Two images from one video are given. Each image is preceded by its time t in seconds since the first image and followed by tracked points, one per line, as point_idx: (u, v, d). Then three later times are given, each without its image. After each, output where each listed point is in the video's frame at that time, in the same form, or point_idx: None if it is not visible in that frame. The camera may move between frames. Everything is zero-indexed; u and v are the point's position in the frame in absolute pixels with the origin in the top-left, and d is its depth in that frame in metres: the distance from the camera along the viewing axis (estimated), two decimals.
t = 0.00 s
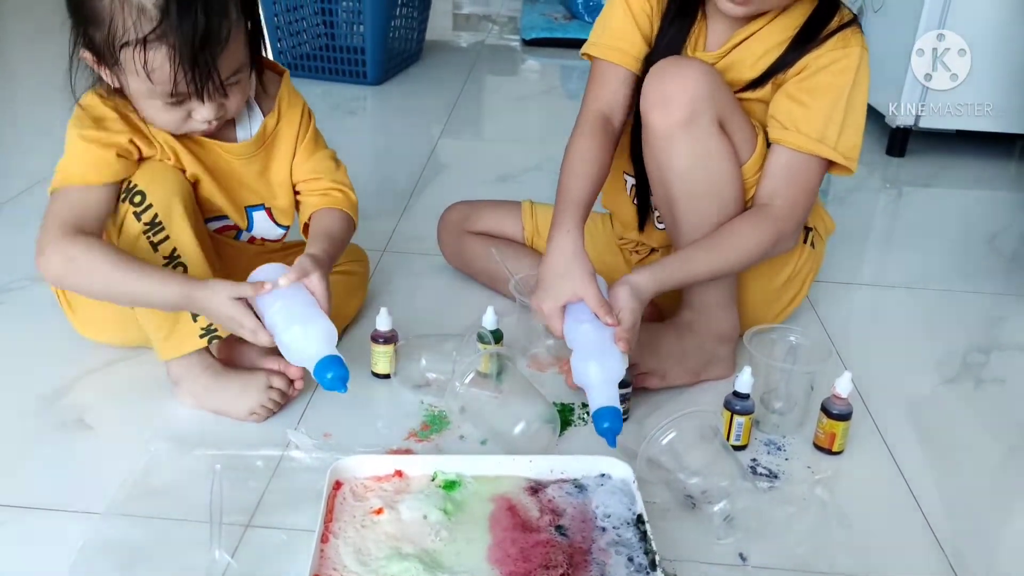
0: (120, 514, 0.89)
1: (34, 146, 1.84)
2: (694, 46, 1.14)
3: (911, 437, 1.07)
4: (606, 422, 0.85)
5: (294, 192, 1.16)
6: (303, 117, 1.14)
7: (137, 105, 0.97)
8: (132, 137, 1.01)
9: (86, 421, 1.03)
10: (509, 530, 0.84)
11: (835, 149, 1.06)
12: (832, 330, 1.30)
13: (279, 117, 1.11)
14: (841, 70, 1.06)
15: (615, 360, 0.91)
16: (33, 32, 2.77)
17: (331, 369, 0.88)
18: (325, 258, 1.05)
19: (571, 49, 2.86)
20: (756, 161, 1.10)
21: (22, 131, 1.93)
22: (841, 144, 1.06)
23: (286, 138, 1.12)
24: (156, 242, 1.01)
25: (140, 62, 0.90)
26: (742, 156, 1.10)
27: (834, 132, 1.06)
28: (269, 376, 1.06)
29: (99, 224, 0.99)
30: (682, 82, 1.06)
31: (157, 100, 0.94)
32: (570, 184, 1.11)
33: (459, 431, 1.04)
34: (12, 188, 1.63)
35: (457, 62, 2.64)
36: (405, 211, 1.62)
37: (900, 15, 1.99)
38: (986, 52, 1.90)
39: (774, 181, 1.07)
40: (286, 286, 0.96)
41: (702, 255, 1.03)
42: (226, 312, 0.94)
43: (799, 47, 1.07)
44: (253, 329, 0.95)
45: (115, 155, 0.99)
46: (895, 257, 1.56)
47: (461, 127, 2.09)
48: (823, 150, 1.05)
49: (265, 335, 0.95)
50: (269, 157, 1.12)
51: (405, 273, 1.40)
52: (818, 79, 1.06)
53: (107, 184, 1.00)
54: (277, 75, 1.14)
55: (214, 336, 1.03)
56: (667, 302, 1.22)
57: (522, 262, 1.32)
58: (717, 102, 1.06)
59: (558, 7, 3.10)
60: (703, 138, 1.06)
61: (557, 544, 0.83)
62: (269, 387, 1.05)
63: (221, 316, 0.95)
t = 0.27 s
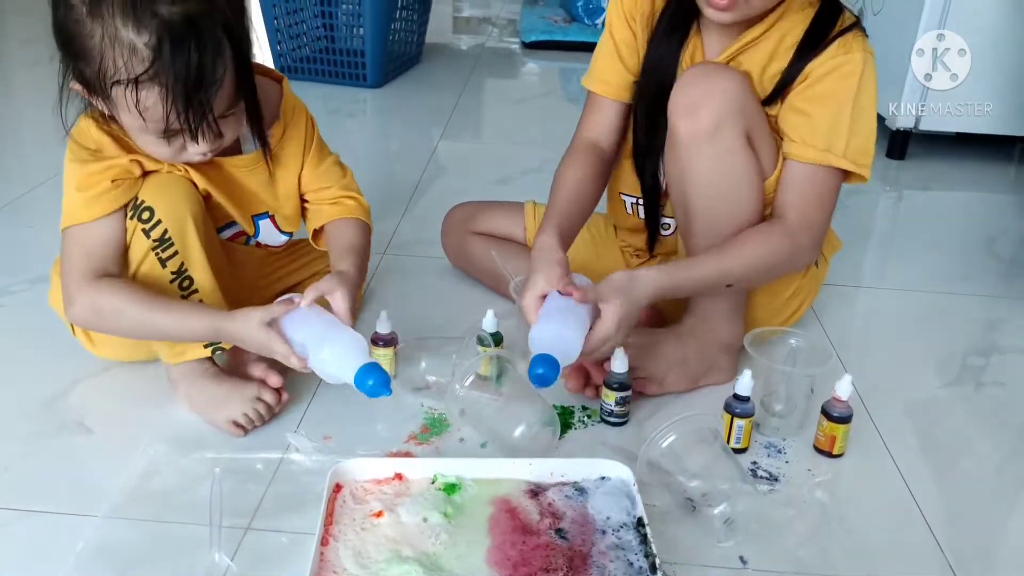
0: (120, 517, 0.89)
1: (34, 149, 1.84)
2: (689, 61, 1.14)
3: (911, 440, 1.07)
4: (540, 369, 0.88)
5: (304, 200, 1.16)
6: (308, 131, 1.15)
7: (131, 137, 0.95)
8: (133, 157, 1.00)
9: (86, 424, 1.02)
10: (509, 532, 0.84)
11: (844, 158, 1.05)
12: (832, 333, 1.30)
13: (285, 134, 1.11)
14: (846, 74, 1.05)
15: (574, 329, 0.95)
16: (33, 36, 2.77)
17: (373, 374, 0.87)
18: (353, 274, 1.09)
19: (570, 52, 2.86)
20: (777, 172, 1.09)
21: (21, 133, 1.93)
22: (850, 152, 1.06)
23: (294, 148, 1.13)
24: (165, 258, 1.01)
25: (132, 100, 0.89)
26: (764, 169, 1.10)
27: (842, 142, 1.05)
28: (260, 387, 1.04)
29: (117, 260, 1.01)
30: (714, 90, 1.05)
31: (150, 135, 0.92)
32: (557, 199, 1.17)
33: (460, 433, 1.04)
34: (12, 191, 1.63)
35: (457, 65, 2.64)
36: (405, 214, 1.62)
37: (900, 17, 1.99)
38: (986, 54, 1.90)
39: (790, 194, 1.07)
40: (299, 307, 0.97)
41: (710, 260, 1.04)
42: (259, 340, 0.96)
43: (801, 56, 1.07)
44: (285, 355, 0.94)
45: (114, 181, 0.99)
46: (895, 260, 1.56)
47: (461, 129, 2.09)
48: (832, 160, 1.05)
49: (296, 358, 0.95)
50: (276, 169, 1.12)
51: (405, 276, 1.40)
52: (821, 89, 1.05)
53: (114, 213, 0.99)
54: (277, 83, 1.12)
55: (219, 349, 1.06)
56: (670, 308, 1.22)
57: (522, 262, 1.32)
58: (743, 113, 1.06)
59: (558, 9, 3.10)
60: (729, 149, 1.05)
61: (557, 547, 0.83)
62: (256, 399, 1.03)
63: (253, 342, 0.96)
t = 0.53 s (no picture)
0: (120, 519, 0.89)
1: (35, 151, 1.84)
2: (675, 86, 1.13)
3: (912, 442, 1.07)
4: (540, 351, 0.89)
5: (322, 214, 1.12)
6: (324, 139, 1.11)
7: (146, 150, 0.91)
8: (155, 179, 0.96)
9: (85, 427, 1.02)
10: (509, 535, 0.84)
11: (844, 172, 1.05)
12: (832, 336, 1.30)
13: (302, 145, 1.08)
14: (839, 85, 1.03)
15: (576, 321, 0.96)
16: (33, 38, 2.77)
17: (412, 439, 0.83)
18: (371, 300, 1.04)
19: (570, 54, 2.86)
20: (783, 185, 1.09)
21: (21, 136, 1.93)
22: (849, 165, 1.05)
23: (311, 160, 1.09)
24: (183, 283, 0.99)
25: (154, 111, 0.85)
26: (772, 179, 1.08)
27: (840, 156, 1.04)
28: (264, 395, 1.04)
29: (136, 284, 0.99)
30: (730, 101, 1.04)
31: (167, 147, 0.88)
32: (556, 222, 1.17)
33: (459, 436, 1.04)
34: (12, 194, 1.63)
35: (457, 67, 2.64)
36: (405, 216, 1.62)
37: (900, 19, 1.99)
38: (986, 56, 1.90)
39: (796, 209, 1.07)
40: (328, 341, 0.94)
41: (724, 273, 1.02)
42: (281, 373, 0.93)
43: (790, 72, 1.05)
44: (310, 391, 0.93)
45: (135, 206, 0.95)
46: (895, 262, 1.56)
47: (461, 132, 2.09)
48: (832, 174, 1.04)
49: (321, 395, 0.93)
50: (294, 183, 1.08)
51: (405, 278, 1.40)
52: (816, 104, 1.04)
53: (133, 237, 0.96)
54: (293, 95, 1.09)
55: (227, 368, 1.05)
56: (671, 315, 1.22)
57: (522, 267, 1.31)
58: (754, 126, 1.04)
59: (558, 12, 3.11)
60: (738, 161, 1.04)
61: (557, 550, 0.82)
62: (257, 407, 1.03)
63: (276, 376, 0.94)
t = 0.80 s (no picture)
0: (120, 522, 0.89)
1: (35, 153, 1.85)
2: (646, 114, 1.11)
3: (912, 445, 1.07)
4: (480, 387, 0.84)
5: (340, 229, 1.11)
6: (348, 155, 1.09)
7: (197, 174, 0.89)
8: (195, 211, 0.94)
9: (86, 429, 1.02)
10: (509, 537, 0.84)
11: (812, 187, 1.04)
12: (833, 338, 1.30)
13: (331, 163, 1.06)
14: (809, 99, 1.02)
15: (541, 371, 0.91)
16: (34, 41, 2.78)
17: (445, 467, 0.83)
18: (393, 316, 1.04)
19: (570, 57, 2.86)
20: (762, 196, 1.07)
21: (22, 139, 1.93)
22: (818, 179, 1.04)
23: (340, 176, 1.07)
24: (215, 313, 0.99)
25: (217, 135, 0.83)
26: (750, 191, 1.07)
27: (810, 171, 1.04)
28: (268, 400, 1.04)
29: (169, 312, 0.96)
30: (694, 119, 1.01)
31: (222, 171, 0.87)
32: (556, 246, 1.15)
33: (460, 438, 1.03)
34: (12, 196, 1.63)
35: (457, 70, 2.65)
36: (405, 219, 1.62)
37: (900, 21, 1.99)
38: (986, 58, 1.90)
39: (777, 219, 1.06)
40: (361, 360, 0.91)
41: (718, 287, 1.01)
42: (312, 387, 0.90)
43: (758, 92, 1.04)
44: (339, 410, 0.90)
45: (175, 240, 0.93)
46: (895, 264, 1.56)
47: (461, 134, 2.09)
48: (801, 189, 1.04)
49: (350, 412, 0.90)
50: (321, 202, 1.07)
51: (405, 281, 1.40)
52: (785, 119, 1.03)
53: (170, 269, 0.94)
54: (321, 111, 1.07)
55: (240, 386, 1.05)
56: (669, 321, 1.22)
57: (525, 270, 1.31)
58: (727, 143, 1.02)
59: (558, 14, 3.11)
60: (713, 182, 1.02)
61: (557, 552, 0.82)
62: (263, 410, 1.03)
63: (309, 392, 0.91)
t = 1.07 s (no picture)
0: (120, 523, 0.89)
1: (36, 154, 1.85)
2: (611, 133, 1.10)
3: (912, 446, 1.07)
4: (469, 413, 0.82)
5: (348, 235, 1.11)
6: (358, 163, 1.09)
7: (203, 174, 0.89)
8: (203, 225, 0.94)
9: (86, 431, 1.02)
10: (509, 538, 0.84)
11: (772, 211, 1.03)
12: (833, 339, 1.30)
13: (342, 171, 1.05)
14: (768, 120, 0.99)
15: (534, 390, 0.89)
16: (34, 42, 2.78)
17: (425, 477, 0.80)
18: (392, 324, 1.03)
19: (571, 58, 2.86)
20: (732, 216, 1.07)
21: (22, 140, 1.93)
22: (779, 205, 1.02)
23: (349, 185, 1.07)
24: (218, 323, 0.99)
25: (227, 133, 0.83)
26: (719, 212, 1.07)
27: (770, 196, 1.02)
28: (269, 403, 1.04)
29: (169, 320, 0.96)
30: (648, 153, 1.02)
31: (230, 171, 0.86)
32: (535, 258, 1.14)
33: (459, 441, 1.03)
34: (13, 198, 1.63)
35: (457, 72, 2.65)
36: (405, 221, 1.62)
37: (901, 23, 1.99)
38: (987, 59, 1.90)
39: (750, 236, 1.04)
40: (352, 365, 0.92)
41: (702, 302, 1.00)
42: (302, 389, 0.91)
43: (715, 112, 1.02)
44: (325, 412, 0.90)
45: (180, 254, 0.93)
46: (896, 266, 1.56)
47: (461, 136, 2.09)
48: (762, 214, 1.03)
49: (337, 415, 0.90)
50: (330, 209, 1.06)
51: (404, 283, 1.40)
52: (743, 146, 1.01)
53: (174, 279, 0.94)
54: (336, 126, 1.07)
55: (239, 393, 1.03)
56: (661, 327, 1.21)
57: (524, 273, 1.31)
58: (686, 171, 1.02)
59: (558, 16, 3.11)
60: (674, 213, 1.03)
61: (557, 554, 0.82)
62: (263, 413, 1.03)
63: (298, 389, 0.92)
